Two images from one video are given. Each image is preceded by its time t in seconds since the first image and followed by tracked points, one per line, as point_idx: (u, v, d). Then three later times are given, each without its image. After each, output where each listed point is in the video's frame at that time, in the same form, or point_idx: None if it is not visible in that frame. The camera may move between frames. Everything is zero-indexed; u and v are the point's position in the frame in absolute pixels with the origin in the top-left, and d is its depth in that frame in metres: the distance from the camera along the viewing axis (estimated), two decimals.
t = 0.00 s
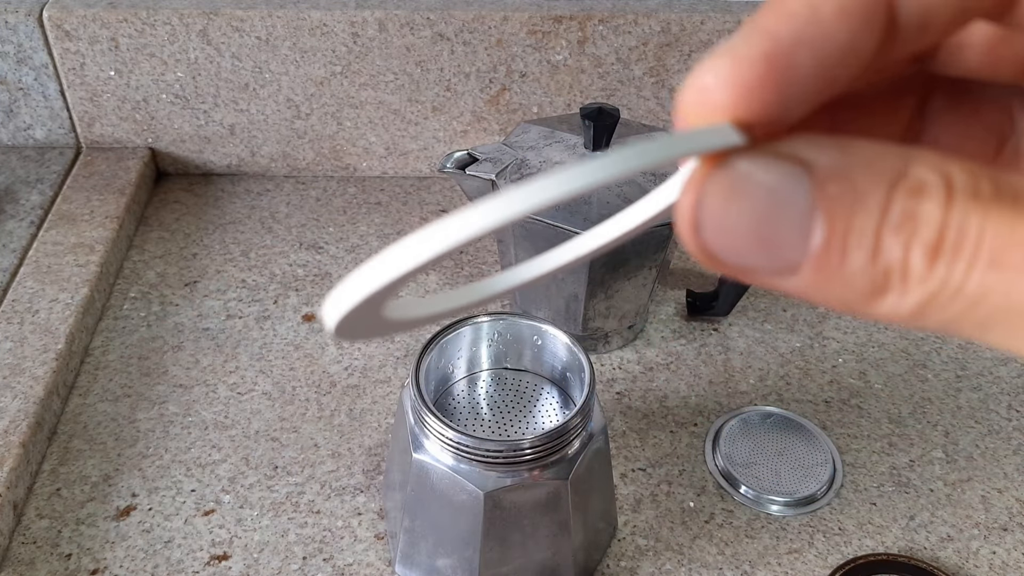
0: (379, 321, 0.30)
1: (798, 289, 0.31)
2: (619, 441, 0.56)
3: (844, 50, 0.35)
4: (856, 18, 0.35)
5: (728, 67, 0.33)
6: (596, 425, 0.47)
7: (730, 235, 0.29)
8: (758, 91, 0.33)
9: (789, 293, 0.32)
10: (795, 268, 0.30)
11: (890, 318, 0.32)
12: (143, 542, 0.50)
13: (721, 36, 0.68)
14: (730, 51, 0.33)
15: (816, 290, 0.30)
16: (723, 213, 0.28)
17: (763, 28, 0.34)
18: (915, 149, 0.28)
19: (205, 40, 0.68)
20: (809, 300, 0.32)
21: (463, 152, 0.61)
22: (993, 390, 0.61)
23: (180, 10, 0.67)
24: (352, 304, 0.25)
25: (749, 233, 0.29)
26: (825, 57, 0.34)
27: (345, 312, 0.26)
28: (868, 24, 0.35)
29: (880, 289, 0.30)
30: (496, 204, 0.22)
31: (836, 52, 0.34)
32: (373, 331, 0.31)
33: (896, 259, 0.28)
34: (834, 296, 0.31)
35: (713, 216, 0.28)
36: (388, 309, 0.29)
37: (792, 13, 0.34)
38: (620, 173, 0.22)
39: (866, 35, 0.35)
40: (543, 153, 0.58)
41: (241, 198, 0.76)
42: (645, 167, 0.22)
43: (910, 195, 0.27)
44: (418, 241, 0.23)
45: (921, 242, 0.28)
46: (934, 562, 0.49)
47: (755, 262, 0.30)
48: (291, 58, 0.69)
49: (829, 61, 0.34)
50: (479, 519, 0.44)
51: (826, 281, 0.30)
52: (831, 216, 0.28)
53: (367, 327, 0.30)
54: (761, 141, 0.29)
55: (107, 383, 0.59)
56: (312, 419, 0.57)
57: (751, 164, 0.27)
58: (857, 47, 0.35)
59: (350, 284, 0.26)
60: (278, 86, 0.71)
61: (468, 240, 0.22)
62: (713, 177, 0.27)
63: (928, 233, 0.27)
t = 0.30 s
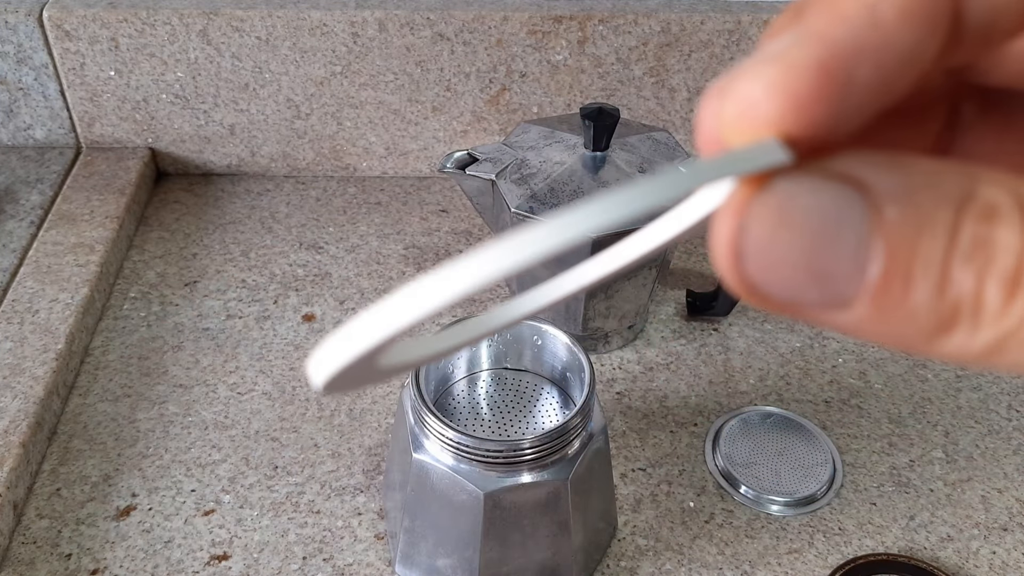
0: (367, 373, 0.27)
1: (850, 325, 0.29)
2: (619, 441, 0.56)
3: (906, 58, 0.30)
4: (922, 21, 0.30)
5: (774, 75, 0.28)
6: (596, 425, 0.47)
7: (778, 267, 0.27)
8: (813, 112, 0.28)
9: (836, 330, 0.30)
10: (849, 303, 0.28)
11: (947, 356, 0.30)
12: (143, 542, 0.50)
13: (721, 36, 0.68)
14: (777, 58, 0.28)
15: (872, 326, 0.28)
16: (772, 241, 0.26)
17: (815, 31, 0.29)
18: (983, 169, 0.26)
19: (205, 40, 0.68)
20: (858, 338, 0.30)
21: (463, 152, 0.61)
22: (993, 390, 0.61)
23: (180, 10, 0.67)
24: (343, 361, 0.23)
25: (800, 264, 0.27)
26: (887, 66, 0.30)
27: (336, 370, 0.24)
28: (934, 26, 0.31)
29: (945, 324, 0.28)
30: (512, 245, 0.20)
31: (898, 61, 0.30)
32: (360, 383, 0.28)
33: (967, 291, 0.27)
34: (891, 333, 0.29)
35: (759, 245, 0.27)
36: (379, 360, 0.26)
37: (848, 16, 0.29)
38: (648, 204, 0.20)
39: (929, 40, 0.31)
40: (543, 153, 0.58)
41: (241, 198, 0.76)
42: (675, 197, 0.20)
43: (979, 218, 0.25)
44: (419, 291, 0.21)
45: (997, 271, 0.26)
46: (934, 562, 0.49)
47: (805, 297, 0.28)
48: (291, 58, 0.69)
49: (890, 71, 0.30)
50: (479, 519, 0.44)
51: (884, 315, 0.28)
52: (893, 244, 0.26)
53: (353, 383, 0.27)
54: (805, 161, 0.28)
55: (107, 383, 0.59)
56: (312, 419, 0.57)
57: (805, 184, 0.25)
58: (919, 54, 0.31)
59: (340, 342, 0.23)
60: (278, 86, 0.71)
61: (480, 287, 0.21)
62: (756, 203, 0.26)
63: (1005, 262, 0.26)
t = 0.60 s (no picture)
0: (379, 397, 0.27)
1: (901, 355, 0.28)
2: (619, 441, 0.56)
3: (969, 66, 0.29)
4: (987, 27, 0.29)
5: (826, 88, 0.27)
6: (596, 425, 0.47)
7: (826, 290, 0.27)
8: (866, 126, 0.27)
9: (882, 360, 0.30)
10: (901, 331, 0.27)
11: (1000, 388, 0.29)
12: (142, 541, 0.50)
13: (721, 36, 0.68)
14: (834, 67, 0.27)
15: (924, 356, 0.28)
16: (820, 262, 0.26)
17: (873, 36, 0.28)
18: None
19: (205, 40, 0.68)
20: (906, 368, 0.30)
21: (463, 152, 0.61)
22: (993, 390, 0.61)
23: (180, 10, 0.67)
24: (360, 391, 0.23)
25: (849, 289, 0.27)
26: (948, 74, 0.29)
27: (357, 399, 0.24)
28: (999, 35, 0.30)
29: (1002, 352, 0.27)
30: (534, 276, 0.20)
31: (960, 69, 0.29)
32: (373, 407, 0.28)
33: None
34: (944, 363, 0.28)
35: (807, 266, 0.26)
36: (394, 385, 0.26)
37: (910, 21, 0.28)
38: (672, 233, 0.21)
39: (995, 45, 0.30)
40: (543, 153, 0.58)
41: (241, 198, 0.76)
42: (703, 224, 0.21)
43: None
44: (438, 321, 0.22)
45: None
46: (934, 562, 0.49)
47: (854, 323, 0.27)
48: (291, 58, 0.69)
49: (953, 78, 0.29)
50: (479, 519, 0.44)
51: (938, 345, 0.27)
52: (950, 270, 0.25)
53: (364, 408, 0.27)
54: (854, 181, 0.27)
55: (107, 383, 0.59)
56: (312, 419, 0.57)
57: (856, 203, 0.25)
58: (983, 62, 0.30)
59: (351, 373, 0.23)
60: (278, 86, 0.71)
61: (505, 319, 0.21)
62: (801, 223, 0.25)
63: None
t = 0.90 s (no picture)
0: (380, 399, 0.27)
1: (898, 354, 0.29)
2: (619, 441, 0.56)
3: (965, 71, 0.29)
4: (983, 32, 0.29)
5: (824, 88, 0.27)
6: (595, 425, 0.47)
7: (825, 291, 0.27)
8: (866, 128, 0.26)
9: (880, 359, 0.30)
10: (897, 331, 0.28)
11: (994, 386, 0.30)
12: (142, 541, 0.50)
13: (721, 36, 0.68)
14: (832, 70, 0.27)
15: (921, 355, 0.29)
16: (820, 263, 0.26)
17: (871, 40, 0.28)
18: None
19: (205, 40, 0.68)
20: (903, 367, 0.30)
21: (463, 151, 0.61)
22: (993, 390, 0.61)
23: (180, 10, 0.67)
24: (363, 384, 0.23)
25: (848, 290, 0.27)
26: (945, 79, 0.29)
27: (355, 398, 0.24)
28: (993, 41, 0.30)
29: (997, 351, 0.28)
30: (529, 270, 0.20)
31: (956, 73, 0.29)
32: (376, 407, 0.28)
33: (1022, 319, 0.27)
34: (940, 362, 0.29)
35: (806, 267, 0.27)
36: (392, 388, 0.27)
37: (906, 27, 0.28)
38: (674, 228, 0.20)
39: (990, 51, 0.30)
40: (543, 153, 0.58)
41: (241, 198, 0.76)
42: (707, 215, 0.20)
43: None
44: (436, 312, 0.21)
45: None
46: (934, 562, 0.49)
47: (852, 323, 0.28)
48: (291, 58, 0.69)
49: (948, 82, 0.29)
50: (479, 519, 0.44)
51: (934, 344, 0.28)
52: (947, 271, 0.26)
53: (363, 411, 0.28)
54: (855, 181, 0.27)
55: (107, 383, 0.59)
56: (312, 419, 0.57)
57: (857, 205, 0.25)
58: (978, 66, 0.30)
59: (349, 373, 0.24)
60: (278, 86, 0.71)
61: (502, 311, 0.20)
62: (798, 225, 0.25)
63: None
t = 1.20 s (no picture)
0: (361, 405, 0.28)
1: (856, 358, 0.30)
2: (619, 441, 0.56)
3: (912, 85, 0.32)
4: (927, 50, 0.32)
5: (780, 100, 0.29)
6: (595, 426, 0.47)
7: (782, 294, 0.28)
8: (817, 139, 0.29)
9: (840, 364, 0.31)
10: (853, 336, 0.29)
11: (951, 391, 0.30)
12: (143, 541, 0.50)
13: (721, 37, 0.68)
14: (788, 82, 0.30)
15: (875, 360, 0.29)
16: (776, 269, 0.27)
17: (823, 56, 0.31)
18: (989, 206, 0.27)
19: (205, 40, 0.68)
20: (862, 372, 0.31)
21: (463, 152, 0.61)
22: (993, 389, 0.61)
23: (180, 10, 0.67)
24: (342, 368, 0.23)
25: (805, 294, 0.28)
26: (894, 92, 0.31)
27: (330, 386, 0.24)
28: (938, 57, 0.32)
29: (950, 355, 0.28)
30: (498, 246, 0.20)
31: (902, 85, 0.31)
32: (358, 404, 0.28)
33: (972, 322, 0.27)
34: (896, 366, 0.29)
35: (765, 274, 0.27)
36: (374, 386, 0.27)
37: (856, 43, 0.31)
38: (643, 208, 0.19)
39: (934, 68, 0.32)
40: (543, 153, 0.58)
41: (241, 198, 0.76)
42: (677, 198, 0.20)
43: (986, 251, 0.26)
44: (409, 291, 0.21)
45: (1003, 304, 0.26)
46: (934, 562, 0.50)
47: (810, 328, 0.29)
48: (291, 58, 0.69)
49: (895, 95, 0.31)
50: (478, 519, 0.44)
51: (889, 349, 0.28)
52: (899, 277, 0.26)
53: (343, 421, 0.28)
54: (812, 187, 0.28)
55: (107, 383, 0.59)
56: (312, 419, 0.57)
57: (811, 211, 0.26)
58: (925, 80, 0.32)
59: (321, 363, 0.24)
60: (278, 86, 0.71)
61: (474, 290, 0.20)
62: (757, 233, 0.26)
63: (1012, 294, 0.26)
